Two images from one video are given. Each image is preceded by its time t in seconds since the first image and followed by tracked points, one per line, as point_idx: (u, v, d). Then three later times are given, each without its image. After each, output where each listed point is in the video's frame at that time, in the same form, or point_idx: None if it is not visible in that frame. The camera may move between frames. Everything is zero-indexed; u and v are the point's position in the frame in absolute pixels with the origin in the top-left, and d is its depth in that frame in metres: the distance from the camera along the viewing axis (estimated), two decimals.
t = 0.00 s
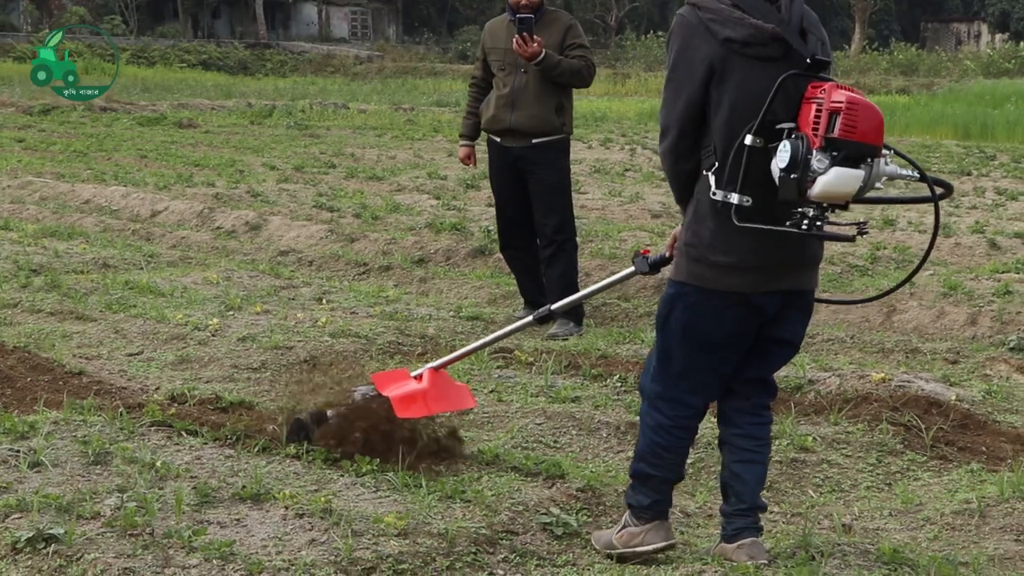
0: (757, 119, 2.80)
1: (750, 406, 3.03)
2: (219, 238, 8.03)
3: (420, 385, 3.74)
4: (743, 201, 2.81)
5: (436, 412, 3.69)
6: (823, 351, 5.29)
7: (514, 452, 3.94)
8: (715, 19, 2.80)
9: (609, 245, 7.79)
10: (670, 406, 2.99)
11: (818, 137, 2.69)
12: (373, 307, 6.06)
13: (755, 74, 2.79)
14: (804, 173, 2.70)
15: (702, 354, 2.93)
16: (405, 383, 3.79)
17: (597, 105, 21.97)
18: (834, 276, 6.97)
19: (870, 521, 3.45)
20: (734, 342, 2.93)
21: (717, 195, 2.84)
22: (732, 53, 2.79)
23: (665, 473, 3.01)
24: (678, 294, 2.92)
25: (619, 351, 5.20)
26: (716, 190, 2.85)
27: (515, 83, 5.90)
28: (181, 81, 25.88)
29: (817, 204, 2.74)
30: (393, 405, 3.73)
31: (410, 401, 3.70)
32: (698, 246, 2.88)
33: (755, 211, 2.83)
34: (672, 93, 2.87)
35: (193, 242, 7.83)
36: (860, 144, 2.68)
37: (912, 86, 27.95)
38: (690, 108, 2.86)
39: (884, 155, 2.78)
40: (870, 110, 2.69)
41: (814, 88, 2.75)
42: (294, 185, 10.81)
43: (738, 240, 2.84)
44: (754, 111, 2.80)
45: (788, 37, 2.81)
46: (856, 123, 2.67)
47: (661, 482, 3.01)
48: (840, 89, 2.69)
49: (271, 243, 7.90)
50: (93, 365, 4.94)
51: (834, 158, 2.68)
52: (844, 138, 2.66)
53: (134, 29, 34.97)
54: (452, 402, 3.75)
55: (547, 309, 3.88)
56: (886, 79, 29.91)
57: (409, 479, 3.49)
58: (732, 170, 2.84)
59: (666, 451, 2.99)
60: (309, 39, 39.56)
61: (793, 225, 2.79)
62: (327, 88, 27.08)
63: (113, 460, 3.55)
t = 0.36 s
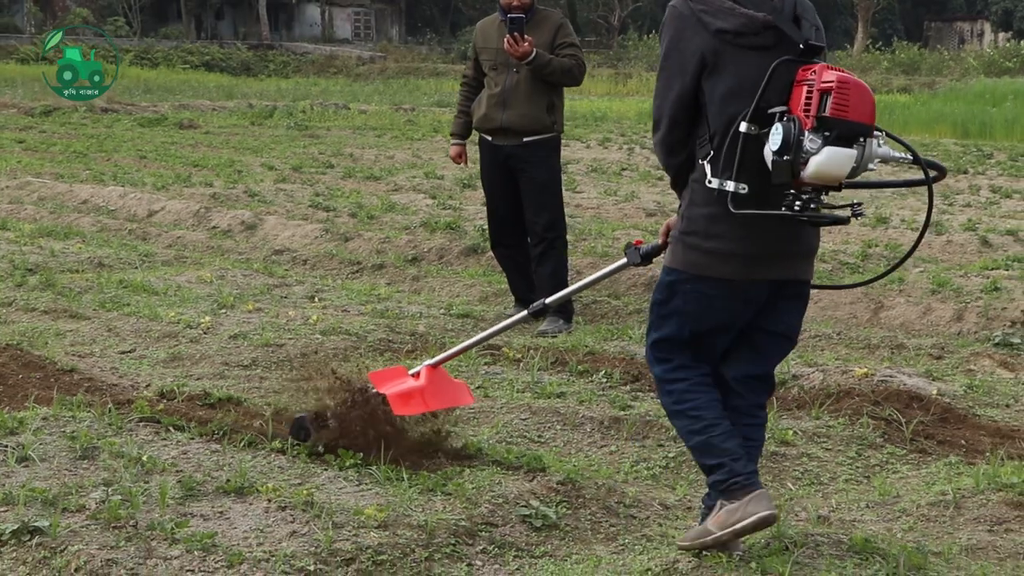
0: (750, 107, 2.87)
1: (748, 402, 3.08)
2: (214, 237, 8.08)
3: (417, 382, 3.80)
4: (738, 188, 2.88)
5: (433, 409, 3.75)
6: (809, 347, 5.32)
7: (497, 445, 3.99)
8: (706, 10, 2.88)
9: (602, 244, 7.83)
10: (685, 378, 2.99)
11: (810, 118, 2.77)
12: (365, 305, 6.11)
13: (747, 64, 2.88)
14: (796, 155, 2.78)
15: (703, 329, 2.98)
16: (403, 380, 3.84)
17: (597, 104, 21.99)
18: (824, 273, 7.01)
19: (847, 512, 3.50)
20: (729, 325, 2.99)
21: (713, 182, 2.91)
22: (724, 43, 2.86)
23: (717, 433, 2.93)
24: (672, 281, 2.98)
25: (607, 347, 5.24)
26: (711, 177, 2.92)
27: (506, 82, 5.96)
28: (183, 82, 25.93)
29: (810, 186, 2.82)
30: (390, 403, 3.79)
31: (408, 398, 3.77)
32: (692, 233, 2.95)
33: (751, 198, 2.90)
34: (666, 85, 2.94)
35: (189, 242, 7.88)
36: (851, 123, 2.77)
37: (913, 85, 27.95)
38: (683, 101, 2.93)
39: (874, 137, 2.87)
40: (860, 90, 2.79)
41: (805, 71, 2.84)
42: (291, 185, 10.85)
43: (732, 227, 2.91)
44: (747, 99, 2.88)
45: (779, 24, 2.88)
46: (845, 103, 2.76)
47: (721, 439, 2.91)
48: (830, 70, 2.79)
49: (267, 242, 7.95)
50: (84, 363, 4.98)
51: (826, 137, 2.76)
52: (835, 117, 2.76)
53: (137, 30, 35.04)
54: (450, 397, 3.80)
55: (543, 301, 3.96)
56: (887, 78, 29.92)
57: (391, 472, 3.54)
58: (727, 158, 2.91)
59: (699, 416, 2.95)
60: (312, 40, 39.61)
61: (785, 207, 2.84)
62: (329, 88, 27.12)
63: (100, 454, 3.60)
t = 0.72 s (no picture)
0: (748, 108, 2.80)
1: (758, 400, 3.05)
2: (210, 237, 8.15)
3: (415, 380, 3.75)
4: (733, 189, 2.81)
5: (430, 408, 3.71)
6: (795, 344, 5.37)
7: (481, 441, 4.03)
8: (707, 11, 2.81)
9: (595, 244, 7.88)
10: (710, 393, 2.92)
11: (808, 125, 2.70)
12: (356, 304, 6.16)
13: (746, 66, 2.82)
14: (794, 160, 2.71)
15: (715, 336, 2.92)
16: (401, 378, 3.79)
17: (598, 106, 22.04)
18: (815, 272, 7.05)
19: (822, 506, 3.54)
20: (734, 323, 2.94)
21: (709, 182, 2.85)
22: (723, 45, 2.80)
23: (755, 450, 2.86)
24: (674, 286, 2.93)
25: (594, 345, 5.29)
26: (707, 177, 2.85)
27: (499, 81, 6.00)
28: (185, 84, 26.03)
29: (806, 191, 2.75)
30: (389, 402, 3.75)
31: (405, 397, 3.72)
32: (690, 234, 2.89)
33: (746, 199, 2.82)
34: (664, 82, 2.87)
35: (185, 242, 7.95)
36: (850, 131, 2.70)
37: (913, 85, 28.00)
38: (679, 99, 2.87)
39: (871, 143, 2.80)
40: (861, 97, 2.71)
41: (806, 77, 2.77)
42: (288, 186, 10.93)
43: (728, 226, 2.85)
44: (745, 102, 2.82)
45: (780, 27, 2.82)
46: (845, 110, 2.69)
47: (761, 457, 2.85)
48: (831, 77, 2.72)
49: (262, 242, 8.02)
50: (77, 361, 5.04)
51: (824, 145, 2.70)
52: (835, 125, 2.68)
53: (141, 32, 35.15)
54: (448, 395, 3.76)
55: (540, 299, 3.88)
56: (887, 78, 29.95)
57: (374, 466, 3.60)
58: (723, 158, 2.84)
59: (735, 431, 2.87)
60: (315, 42, 39.70)
61: (781, 212, 2.79)
62: (331, 90, 27.20)
63: (88, 450, 3.65)
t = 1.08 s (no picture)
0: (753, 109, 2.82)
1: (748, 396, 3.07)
2: (205, 239, 8.21)
3: (415, 380, 3.82)
4: (739, 189, 2.82)
5: (430, 408, 3.78)
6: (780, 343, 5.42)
7: (465, 437, 4.08)
8: (709, 14, 2.83)
9: (587, 244, 7.93)
10: (704, 390, 2.94)
11: (819, 127, 2.72)
12: (347, 304, 6.22)
13: (749, 68, 2.83)
14: (805, 163, 2.72)
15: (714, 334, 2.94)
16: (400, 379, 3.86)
17: (598, 108, 22.10)
18: (804, 273, 7.10)
19: (797, 501, 3.59)
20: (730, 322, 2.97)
21: (713, 183, 2.85)
22: (726, 47, 2.82)
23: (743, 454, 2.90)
24: (675, 281, 2.94)
25: (580, 344, 5.34)
26: (711, 178, 2.86)
27: (488, 82, 6.07)
28: (188, 87, 26.10)
29: (816, 193, 2.77)
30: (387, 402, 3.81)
31: (405, 398, 3.78)
32: (691, 231, 2.91)
33: (750, 201, 2.84)
34: (667, 84, 2.88)
35: (181, 243, 8.02)
36: (861, 133, 2.71)
37: (914, 87, 28.03)
38: (683, 101, 2.88)
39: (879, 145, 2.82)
40: (871, 100, 2.73)
41: (814, 79, 2.79)
42: (286, 188, 10.99)
43: (730, 225, 2.87)
44: (749, 104, 2.83)
45: (783, 28, 2.83)
46: (857, 113, 2.71)
47: (749, 461, 2.89)
48: (841, 80, 2.74)
49: (258, 243, 8.08)
50: (68, 360, 5.10)
51: (836, 147, 2.71)
52: (846, 127, 2.70)
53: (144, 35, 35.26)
54: (447, 395, 3.83)
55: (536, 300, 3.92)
56: (888, 80, 29.98)
57: (356, 462, 3.66)
58: (727, 159, 2.85)
59: (727, 432, 2.90)
60: (318, 45, 39.79)
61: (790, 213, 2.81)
62: (333, 93, 27.26)
63: (75, 446, 3.71)
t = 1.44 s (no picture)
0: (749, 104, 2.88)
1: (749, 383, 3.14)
2: (199, 240, 8.27)
3: (416, 380, 3.87)
4: (732, 183, 2.88)
5: (431, 407, 3.83)
6: (764, 343, 5.46)
7: (446, 434, 4.13)
8: (709, 8, 2.89)
9: (579, 246, 7.98)
10: (703, 389, 3.02)
11: (813, 121, 2.79)
12: (337, 304, 6.28)
13: (747, 63, 2.90)
14: (798, 156, 2.79)
15: (715, 330, 3.01)
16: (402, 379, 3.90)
17: (598, 112, 22.14)
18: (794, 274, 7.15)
19: (770, 497, 3.65)
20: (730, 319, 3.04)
21: (707, 176, 2.92)
22: (724, 41, 2.88)
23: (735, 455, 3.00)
24: (676, 277, 3.01)
25: (566, 344, 5.39)
26: (706, 171, 2.92)
27: (477, 86, 6.13)
28: (189, 90, 26.16)
29: (809, 186, 2.84)
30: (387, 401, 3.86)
31: (406, 397, 3.83)
32: (688, 225, 2.97)
33: (743, 193, 2.91)
34: (665, 78, 2.94)
35: (175, 245, 8.07)
36: (854, 128, 2.79)
37: (914, 92, 28.03)
38: (681, 95, 2.94)
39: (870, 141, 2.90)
40: (864, 96, 2.82)
41: (808, 74, 2.87)
42: (282, 191, 11.04)
43: (725, 219, 2.93)
44: (745, 98, 2.90)
45: (781, 25, 2.90)
46: (850, 108, 2.79)
47: (735, 468, 3.00)
48: (836, 75, 2.82)
49: (251, 245, 8.14)
50: (58, 359, 5.16)
51: (829, 141, 2.79)
52: (839, 121, 2.78)
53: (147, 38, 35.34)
54: (448, 395, 3.88)
55: (537, 300, 3.99)
56: (888, 85, 30.00)
57: (337, 459, 3.72)
58: (721, 152, 2.91)
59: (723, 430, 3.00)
60: (320, 48, 39.88)
61: (782, 206, 2.88)
62: (334, 97, 27.31)
63: (60, 442, 3.76)
